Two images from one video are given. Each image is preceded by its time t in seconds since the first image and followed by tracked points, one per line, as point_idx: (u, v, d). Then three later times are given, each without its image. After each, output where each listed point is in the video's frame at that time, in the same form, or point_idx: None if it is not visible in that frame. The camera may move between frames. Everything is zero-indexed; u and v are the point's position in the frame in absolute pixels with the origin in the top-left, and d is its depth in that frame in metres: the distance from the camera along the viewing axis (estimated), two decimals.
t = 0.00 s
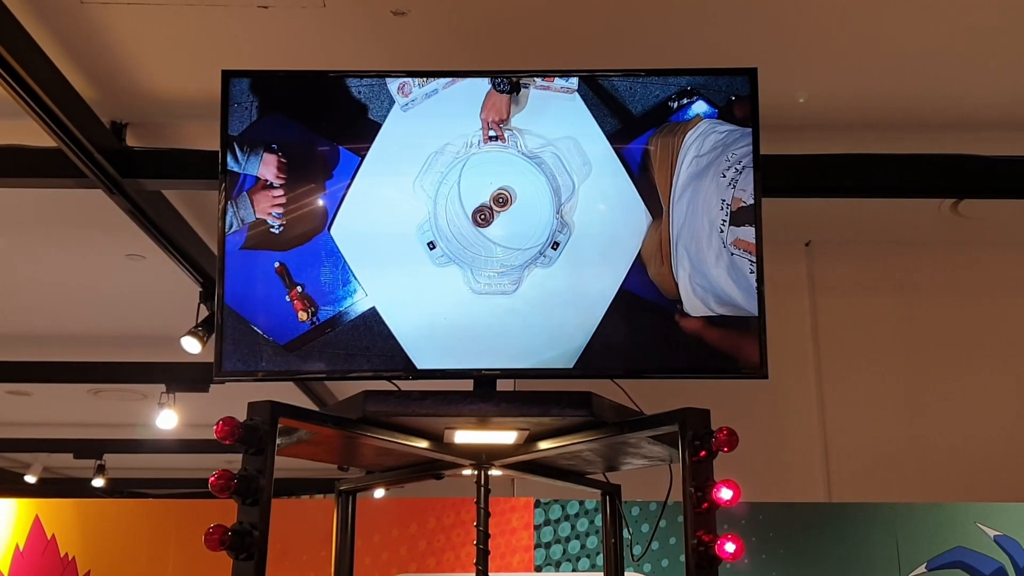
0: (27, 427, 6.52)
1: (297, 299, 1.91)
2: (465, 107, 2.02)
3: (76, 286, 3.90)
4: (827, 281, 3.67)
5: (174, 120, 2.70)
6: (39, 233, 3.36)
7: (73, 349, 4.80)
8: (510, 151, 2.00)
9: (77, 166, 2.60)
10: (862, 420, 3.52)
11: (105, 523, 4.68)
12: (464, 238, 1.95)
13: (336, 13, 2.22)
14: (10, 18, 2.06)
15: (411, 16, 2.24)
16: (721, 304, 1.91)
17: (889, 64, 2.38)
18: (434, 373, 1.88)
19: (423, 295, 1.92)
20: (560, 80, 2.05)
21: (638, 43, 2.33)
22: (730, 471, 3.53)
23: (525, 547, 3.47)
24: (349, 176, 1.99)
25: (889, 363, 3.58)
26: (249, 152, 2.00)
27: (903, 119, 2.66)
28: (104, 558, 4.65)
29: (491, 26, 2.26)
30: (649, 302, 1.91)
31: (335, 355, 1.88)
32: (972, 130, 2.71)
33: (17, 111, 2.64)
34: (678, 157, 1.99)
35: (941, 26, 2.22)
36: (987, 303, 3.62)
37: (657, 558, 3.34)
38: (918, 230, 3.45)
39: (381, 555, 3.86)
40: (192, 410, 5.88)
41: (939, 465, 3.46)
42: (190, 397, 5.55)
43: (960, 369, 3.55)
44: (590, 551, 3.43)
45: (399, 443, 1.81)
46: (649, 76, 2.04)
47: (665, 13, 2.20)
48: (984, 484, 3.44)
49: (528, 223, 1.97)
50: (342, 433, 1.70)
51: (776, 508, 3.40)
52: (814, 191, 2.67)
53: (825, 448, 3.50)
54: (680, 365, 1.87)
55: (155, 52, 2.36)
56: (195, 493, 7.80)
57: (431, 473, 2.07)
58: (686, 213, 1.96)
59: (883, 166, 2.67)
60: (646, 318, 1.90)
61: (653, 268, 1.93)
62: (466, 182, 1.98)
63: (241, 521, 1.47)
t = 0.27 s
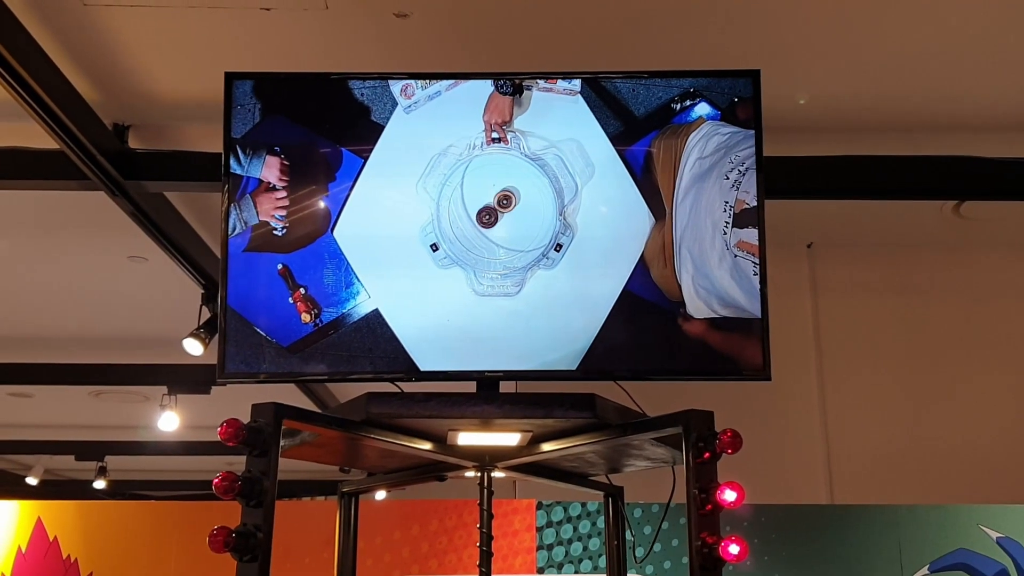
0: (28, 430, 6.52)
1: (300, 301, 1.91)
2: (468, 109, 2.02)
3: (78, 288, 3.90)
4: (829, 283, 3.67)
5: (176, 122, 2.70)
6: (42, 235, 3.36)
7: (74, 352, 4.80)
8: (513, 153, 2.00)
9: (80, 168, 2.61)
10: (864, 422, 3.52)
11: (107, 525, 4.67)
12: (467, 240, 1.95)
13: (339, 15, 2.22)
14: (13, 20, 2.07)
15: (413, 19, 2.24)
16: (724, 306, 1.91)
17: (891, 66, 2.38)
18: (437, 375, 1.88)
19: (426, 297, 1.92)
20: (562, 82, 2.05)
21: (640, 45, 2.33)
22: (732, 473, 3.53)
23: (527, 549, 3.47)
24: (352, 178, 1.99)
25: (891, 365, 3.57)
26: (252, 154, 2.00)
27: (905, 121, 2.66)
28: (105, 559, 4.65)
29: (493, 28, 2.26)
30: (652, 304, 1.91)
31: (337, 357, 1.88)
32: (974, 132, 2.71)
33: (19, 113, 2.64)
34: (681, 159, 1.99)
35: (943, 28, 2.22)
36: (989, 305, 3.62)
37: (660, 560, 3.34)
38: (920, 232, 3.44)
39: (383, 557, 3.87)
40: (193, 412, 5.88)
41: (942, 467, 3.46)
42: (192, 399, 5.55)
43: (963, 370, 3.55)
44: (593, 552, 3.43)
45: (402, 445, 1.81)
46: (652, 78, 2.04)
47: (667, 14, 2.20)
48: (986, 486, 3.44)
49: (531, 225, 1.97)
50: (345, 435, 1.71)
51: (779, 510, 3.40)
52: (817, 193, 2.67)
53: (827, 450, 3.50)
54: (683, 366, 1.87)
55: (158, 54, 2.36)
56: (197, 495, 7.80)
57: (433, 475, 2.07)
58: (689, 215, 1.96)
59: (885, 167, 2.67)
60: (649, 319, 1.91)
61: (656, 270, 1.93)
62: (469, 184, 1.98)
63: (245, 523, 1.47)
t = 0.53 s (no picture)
0: (32, 433, 6.53)
1: (304, 304, 1.92)
2: (472, 112, 2.02)
3: (82, 292, 3.91)
4: (832, 285, 3.66)
5: (180, 126, 2.71)
6: (46, 239, 3.37)
7: (78, 355, 4.81)
8: (517, 156, 2.00)
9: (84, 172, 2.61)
10: (868, 425, 3.51)
11: (111, 529, 4.67)
12: (471, 243, 1.95)
13: (343, 19, 2.23)
14: (17, 24, 2.07)
15: (417, 22, 2.24)
16: (729, 310, 1.91)
17: (894, 69, 2.38)
18: (441, 379, 1.88)
19: (430, 301, 1.92)
20: (566, 85, 2.04)
21: (643, 48, 2.33)
22: (736, 476, 3.52)
23: (531, 552, 3.47)
24: (356, 182, 1.99)
25: (895, 368, 3.57)
26: (256, 157, 2.00)
27: (909, 124, 2.66)
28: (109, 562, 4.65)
29: (497, 31, 2.26)
30: (656, 308, 1.92)
31: (341, 361, 1.89)
32: (978, 134, 2.71)
33: (24, 117, 2.65)
34: (685, 162, 1.99)
35: (946, 30, 2.23)
36: (993, 307, 3.61)
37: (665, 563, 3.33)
38: (924, 234, 3.44)
39: (387, 560, 3.86)
40: (197, 415, 5.88)
41: (946, 470, 3.45)
42: (195, 402, 5.55)
43: (966, 373, 3.55)
44: (596, 555, 3.44)
45: (407, 449, 1.81)
46: (656, 81, 2.03)
47: (670, 18, 2.20)
48: (991, 489, 3.43)
49: (535, 228, 1.97)
50: (350, 438, 1.71)
51: (784, 513, 3.39)
52: (820, 196, 2.67)
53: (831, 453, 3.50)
54: (687, 370, 1.88)
55: (162, 58, 2.36)
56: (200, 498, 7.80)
57: (437, 478, 2.07)
58: (693, 218, 1.96)
59: (889, 170, 2.67)
60: (653, 323, 1.91)
61: (660, 273, 1.93)
62: (473, 188, 1.98)
63: (250, 526, 1.47)
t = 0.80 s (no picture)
0: (41, 431, 6.56)
1: (314, 303, 1.92)
2: (482, 111, 2.02)
3: (91, 291, 3.92)
4: (840, 283, 3.65)
5: (190, 125, 2.72)
6: (56, 237, 3.38)
7: (87, 353, 4.83)
8: (526, 154, 2.00)
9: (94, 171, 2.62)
10: (876, 423, 3.51)
11: (120, 527, 4.70)
12: (481, 242, 1.95)
13: (352, 17, 2.23)
14: (28, 24, 2.08)
15: (425, 20, 2.24)
16: (738, 308, 1.91)
17: (903, 67, 2.38)
18: (451, 377, 1.88)
19: (440, 299, 1.92)
20: (576, 83, 2.04)
21: (652, 46, 2.33)
22: (744, 474, 3.52)
23: (539, 550, 3.47)
24: (366, 181, 1.99)
25: (903, 366, 3.56)
26: (266, 156, 2.01)
27: (918, 122, 2.65)
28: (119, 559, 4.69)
29: (505, 29, 2.27)
30: (666, 305, 1.91)
31: (351, 359, 1.89)
32: (987, 132, 2.70)
33: (34, 117, 2.66)
34: (695, 160, 1.99)
35: (955, 28, 2.22)
36: (1002, 305, 3.60)
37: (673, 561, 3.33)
38: (932, 232, 3.43)
39: (396, 558, 3.87)
40: (205, 414, 5.90)
41: (955, 468, 3.44)
42: (203, 401, 5.57)
43: (975, 371, 3.53)
44: (605, 554, 3.44)
45: (418, 447, 1.81)
46: (666, 79, 2.03)
47: (679, 16, 2.20)
48: (1000, 487, 3.42)
49: (544, 226, 1.97)
50: (361, 436, 1.71)
51: (794, 511, 3.38)
52: (829, 194, 2.67)
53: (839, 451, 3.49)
54: (697, 368, 1.87)
55: (171, 57, 2.37)
56: (208, 496, 7.82)
57: (447, 476, 2.07)
58: (702, 216, 1.96)
59: (897, 168, 2.66)
60: (663, 321, 1.90)
61: (670, 271, 1.93)
62: (482, 186, 1.98)
63: (262, 524, 1.48)
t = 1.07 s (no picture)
0: (44, 432, 6.57)
1: (319, 305, 1.93)
2: (486, 113, 2.03)
3: (95, 292, 3.93)
4: (842, 284, 3.66)
5: (194, 127, 2.73)
6: (61, 239, 3.39)
7: (91, 354, 4.84)
8: (530, 157, 2.01)
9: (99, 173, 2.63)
10: (878, 423, 3.51)
11: (124, 528, 4.71)
12: (485, 244, 1.96)
13: (356, 20, 2.24)
14: (34, 27, 2.09)
15: (429, 23, 2.25)
16: (741, 309, 1.92)
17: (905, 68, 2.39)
18: (456, 379, 1.89)
19: (444, 301, 1.93)
20: (580, 86, 2.05)
21: (655, 49, 2.34)
22: (747, 475, 3.53)
23: (543, 551, 3.49)
24: (370, 183, 2.00)
25: (905, 366, 3.57)
26: (271, 159, 2.02)
27: (920, 123, 2.66)
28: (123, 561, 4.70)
29: (509, 32, 2.27)
30: (669, 307, 1.92)
31: (356, 361, 1.90)
32: (989, 133, 2.71)
33: (39, 119, 2.67)
34: (698, 162, 2.00)
35: (957, 30, 2.23)
36: (1003, 306, 3.61)
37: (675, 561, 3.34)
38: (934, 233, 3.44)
39: (399, 559, 3.90)
40: (208, 415, 5.91)
41: (957, 468, 3.45)
42: (206, 402, 5.58)
43: (977, 372, 3.54)
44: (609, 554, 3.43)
45: (423, 448, 1.82)
46: (670, 82, 2.04)
47: (682, 18, 2.21)
48: (1002, 487, 3.43)
49: (548, 229, 1.98)
50: (367, 438, 1.72)
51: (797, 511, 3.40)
52: (831, 195, 2.67)
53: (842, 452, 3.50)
54: (700, 369, 1.88)
55: (176, 60, 2.38)
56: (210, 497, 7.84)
57: (452, 478, 2.08)
58: (706, 217, 1.97)
59: (899, 169, 2.67)
60: (667, 322, 1.91)
61: (674, 273, 1.94)
62: (487, 189, 1.99)
63: (270, 525, 1.49)
